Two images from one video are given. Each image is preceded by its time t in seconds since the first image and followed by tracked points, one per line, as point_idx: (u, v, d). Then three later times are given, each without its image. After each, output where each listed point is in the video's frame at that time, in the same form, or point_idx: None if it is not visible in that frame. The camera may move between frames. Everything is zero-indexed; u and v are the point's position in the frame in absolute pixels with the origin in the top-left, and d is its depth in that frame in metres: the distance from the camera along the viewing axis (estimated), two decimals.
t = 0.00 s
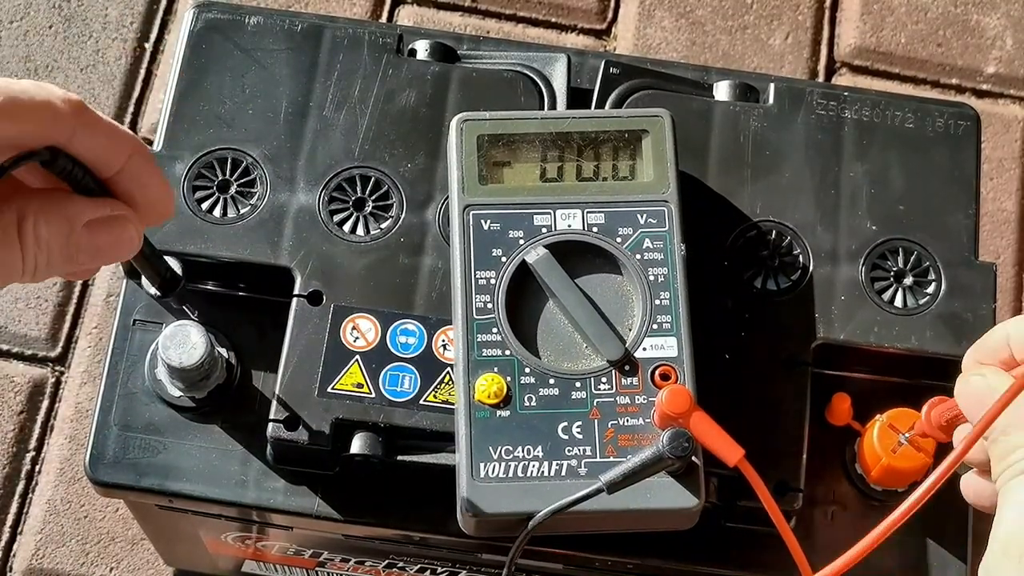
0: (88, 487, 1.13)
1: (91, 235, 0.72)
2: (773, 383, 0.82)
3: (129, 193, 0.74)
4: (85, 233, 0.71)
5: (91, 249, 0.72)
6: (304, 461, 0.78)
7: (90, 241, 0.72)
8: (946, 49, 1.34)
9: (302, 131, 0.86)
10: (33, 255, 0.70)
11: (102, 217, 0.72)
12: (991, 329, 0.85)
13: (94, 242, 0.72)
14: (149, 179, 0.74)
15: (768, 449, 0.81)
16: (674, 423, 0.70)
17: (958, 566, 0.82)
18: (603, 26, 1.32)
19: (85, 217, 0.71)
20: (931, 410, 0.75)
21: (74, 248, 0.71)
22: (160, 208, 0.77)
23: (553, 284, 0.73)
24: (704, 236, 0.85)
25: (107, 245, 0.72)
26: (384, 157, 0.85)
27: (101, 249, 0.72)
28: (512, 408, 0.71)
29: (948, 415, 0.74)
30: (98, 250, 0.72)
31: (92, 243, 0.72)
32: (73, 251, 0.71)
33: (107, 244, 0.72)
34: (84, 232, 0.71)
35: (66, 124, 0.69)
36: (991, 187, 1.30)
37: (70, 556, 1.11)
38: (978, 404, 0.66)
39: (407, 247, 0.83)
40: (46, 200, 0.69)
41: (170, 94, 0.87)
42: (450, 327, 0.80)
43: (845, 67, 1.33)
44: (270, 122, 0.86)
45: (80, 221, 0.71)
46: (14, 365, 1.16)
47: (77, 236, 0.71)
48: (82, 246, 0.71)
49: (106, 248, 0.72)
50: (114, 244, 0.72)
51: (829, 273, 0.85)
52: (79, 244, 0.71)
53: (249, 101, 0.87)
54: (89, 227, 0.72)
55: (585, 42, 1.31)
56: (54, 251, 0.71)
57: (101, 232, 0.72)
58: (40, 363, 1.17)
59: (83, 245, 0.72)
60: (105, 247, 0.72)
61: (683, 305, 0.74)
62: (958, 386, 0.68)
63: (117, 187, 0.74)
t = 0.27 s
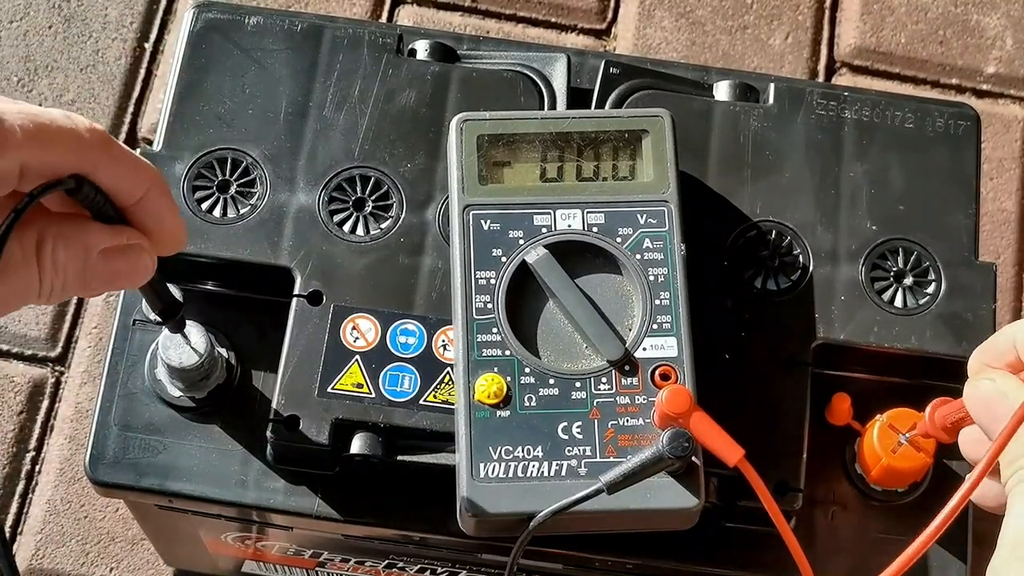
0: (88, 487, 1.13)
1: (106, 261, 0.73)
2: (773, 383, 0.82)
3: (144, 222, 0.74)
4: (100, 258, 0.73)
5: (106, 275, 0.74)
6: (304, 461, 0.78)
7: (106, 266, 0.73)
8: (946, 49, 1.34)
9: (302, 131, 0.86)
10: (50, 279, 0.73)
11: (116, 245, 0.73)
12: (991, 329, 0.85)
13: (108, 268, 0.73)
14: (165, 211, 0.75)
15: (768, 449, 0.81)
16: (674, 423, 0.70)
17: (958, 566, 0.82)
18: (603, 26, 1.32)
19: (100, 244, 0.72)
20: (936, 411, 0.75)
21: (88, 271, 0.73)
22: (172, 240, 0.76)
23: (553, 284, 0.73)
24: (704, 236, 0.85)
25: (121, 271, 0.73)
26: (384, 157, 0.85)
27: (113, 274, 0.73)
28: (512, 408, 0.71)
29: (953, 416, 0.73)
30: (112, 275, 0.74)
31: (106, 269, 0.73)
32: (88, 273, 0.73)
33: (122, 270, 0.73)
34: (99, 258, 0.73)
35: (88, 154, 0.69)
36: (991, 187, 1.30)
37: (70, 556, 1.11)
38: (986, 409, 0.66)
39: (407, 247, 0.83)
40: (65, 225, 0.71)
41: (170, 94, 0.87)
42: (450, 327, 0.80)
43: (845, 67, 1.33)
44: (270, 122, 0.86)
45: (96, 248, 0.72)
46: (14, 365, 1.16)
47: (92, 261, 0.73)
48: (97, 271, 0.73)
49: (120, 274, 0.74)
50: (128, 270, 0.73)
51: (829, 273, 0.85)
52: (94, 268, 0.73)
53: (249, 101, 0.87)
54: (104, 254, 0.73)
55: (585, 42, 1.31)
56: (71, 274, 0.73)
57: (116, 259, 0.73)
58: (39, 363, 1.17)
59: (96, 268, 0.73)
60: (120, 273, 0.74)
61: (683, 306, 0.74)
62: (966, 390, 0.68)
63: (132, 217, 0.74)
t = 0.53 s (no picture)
0: (88, 487, 1.13)
1: (99, 272, 0.73)
2: (773, 383, 0.82)
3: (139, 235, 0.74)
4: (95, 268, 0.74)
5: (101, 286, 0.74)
6: (304, 461, 0.78)
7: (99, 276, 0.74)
8: (946, 49, 1.34)
9: (302, 131, 0.86)
10: (45, 287, 0.74)
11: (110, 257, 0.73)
12: (991, 329, 0.85)
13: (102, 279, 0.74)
14: (159, 223, 0.74)
15: (768, 449, 0.81)
16: (674, 423, 0.70)
17: (958, 566, 0.82)
18: (603, 26, 1.32)
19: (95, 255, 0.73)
20: (936, 413, 0.74)
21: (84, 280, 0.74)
22: (167, 252, 0.76)
23: (553, 283, 0.73)
24: (704, 236, 0.85)
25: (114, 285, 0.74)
26: (384, 157, 0.85)
27: (106, 285, 0.74)
28: (512, 408, 0.71)
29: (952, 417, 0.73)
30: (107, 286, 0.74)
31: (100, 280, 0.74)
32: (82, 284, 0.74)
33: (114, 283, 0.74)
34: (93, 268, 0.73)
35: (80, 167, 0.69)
36: (991, 187, 1.30)
37: (70, 556, 1.11)
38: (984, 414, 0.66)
39: (407, 247, 0.83)
40: (61, 234, 0.72)
41: (170, 94, 0.87)
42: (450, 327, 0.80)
43: (845, 67, 1.33)
44: (270, 122, 0.86)
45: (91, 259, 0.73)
46: (14, 365, 1.16)
47: (86, 270, 0.74)
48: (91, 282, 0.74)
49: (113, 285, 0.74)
50: (118, 284, 0.74)
51: (829, 273, 0.85)
52: (88, 278, 0.74)
53: (249, 101, 0.87)
54: (97, 265, 0.74)
55: (585, 42, 1.31)
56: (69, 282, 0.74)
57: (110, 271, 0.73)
58: (39, 363, 1.17)
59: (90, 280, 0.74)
60: (111, 284, 0.74)
61: (683, 306, 0.74)
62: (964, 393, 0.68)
63: (127, 229, 0.73)
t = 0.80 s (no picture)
0: (88, 487, 1.13)
1: (106, 281, 0.73)
2: (773, 384, 0.82)
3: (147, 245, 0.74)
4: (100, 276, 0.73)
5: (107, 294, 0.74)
6: (304, 461, 0.78)
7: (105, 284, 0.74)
8: (946, 49, 1.34)
9: (302, 131, 0.86)
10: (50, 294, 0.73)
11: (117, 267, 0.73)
12: (991, 329, 0.85)
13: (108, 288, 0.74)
14: (167, 233, 0.73)
15: (768, 450, 0.81)
16: (674, 423, 0.70)
17: (958, 566, 0.82)
18: (603, 26, 1.32)
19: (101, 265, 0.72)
20: (936, 409, 0.75)
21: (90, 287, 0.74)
22: (175, 259, 0.76)
23: (553, 284, 0.73)
24: (704, 236, 0.85)
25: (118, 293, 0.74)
26: (384, 158, 0.85)
27: (112, 294, 0.74)
28: (512, 408, 0.71)
29: (954, 413, 0.73)
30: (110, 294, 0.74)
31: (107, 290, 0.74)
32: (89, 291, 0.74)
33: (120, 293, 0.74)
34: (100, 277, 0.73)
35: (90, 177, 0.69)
36: (991, 187, 1.30)
37: (70, 556, 1.11)
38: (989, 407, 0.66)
39: (407, 247, 0.83)
40: (68, 241, 0.72)
41: (170, 94, 0.87)
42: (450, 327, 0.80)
43: (845, 67, 1.33)
44: (270, 122, 0.86)
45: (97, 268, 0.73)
46: (14, 365, 1.16)
47: (93, 278, 0.73)
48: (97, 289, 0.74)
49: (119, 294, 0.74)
50: (125, 293, 0.74)
51: (829, 273, 0.85)
52: (96, 287, 0.74)
53: (249, 101, 0.87)
54: (105, 274, 0.73)
55: (585, 42, 1.31)
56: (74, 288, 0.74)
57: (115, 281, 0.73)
58: (39, 363, 1.17)
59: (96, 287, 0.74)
60: (116, 293, 0.74)
61: (683, 306, 0.74)
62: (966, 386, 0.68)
63: (135, 239, 0.73)
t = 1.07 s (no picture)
0: (88, 487, 1.13)
1: (128, 289, 0.72)
2: (773, 384, 0.82)
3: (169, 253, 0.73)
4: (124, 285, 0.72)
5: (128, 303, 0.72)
6: (304, 461, 0.78)
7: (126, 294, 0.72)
8: (946, 49, 1.34)
9: (302, 131, 0.86)
10: (72, 300, 0.70)
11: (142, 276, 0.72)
12: (991, 329, 0.85)
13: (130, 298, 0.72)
14: (190, 242, 0.73)
15: (768, 450, 0.81)
16: (673, 423, 0.70)
17: (958, 566, 0.82)
18: (603, 27, 1.32)
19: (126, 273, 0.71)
20: (936, 409, 0.75)
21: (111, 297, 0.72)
22: (194, 269, 0.75)
23: (553, 283, 0.73)
24: (704, 236, 0.85)
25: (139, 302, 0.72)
26: (385, 158, 0.85)
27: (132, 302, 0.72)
28: (512, 408, 0.71)
29: (953, 411, 0.73)
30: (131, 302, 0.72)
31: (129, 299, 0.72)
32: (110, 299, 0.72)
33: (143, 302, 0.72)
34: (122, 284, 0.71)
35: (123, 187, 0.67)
36: (991, 187, 1.30)
37: (70, 556, 1.11)
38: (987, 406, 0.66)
39: (407, 247, 0.83)
40: (91, 248, 0.69)
41: (170, 94, 0.87)
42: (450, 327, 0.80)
43: (845, 67, 1.33)
44: (270, 122, 0.86)
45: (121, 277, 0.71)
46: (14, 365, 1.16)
47: (116, 288, 0.71)
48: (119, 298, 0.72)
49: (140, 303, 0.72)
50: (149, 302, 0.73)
51: (829, 272, 0.85)
52: (118, 296, 0.72)
53: (249, 101, 0.87)
54: (128, 283, 0.72)
55: (585, 42, 1.31)
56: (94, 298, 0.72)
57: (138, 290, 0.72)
58: (39, 363, 1.17)
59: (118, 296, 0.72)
60: (138, 302, 0.72)
61: (683, 306, 0.74)
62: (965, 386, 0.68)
63: (158, 247, 0.72)
